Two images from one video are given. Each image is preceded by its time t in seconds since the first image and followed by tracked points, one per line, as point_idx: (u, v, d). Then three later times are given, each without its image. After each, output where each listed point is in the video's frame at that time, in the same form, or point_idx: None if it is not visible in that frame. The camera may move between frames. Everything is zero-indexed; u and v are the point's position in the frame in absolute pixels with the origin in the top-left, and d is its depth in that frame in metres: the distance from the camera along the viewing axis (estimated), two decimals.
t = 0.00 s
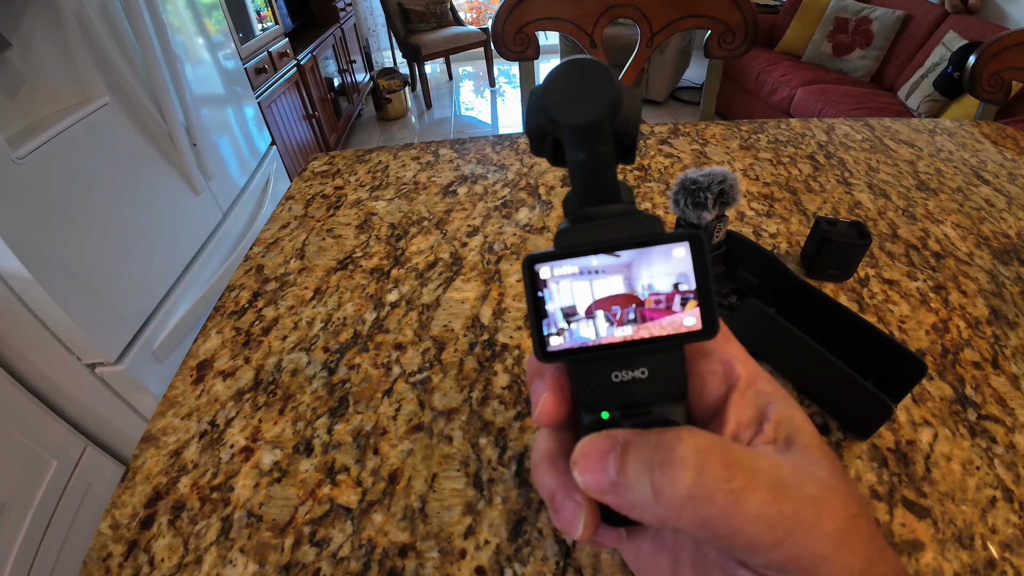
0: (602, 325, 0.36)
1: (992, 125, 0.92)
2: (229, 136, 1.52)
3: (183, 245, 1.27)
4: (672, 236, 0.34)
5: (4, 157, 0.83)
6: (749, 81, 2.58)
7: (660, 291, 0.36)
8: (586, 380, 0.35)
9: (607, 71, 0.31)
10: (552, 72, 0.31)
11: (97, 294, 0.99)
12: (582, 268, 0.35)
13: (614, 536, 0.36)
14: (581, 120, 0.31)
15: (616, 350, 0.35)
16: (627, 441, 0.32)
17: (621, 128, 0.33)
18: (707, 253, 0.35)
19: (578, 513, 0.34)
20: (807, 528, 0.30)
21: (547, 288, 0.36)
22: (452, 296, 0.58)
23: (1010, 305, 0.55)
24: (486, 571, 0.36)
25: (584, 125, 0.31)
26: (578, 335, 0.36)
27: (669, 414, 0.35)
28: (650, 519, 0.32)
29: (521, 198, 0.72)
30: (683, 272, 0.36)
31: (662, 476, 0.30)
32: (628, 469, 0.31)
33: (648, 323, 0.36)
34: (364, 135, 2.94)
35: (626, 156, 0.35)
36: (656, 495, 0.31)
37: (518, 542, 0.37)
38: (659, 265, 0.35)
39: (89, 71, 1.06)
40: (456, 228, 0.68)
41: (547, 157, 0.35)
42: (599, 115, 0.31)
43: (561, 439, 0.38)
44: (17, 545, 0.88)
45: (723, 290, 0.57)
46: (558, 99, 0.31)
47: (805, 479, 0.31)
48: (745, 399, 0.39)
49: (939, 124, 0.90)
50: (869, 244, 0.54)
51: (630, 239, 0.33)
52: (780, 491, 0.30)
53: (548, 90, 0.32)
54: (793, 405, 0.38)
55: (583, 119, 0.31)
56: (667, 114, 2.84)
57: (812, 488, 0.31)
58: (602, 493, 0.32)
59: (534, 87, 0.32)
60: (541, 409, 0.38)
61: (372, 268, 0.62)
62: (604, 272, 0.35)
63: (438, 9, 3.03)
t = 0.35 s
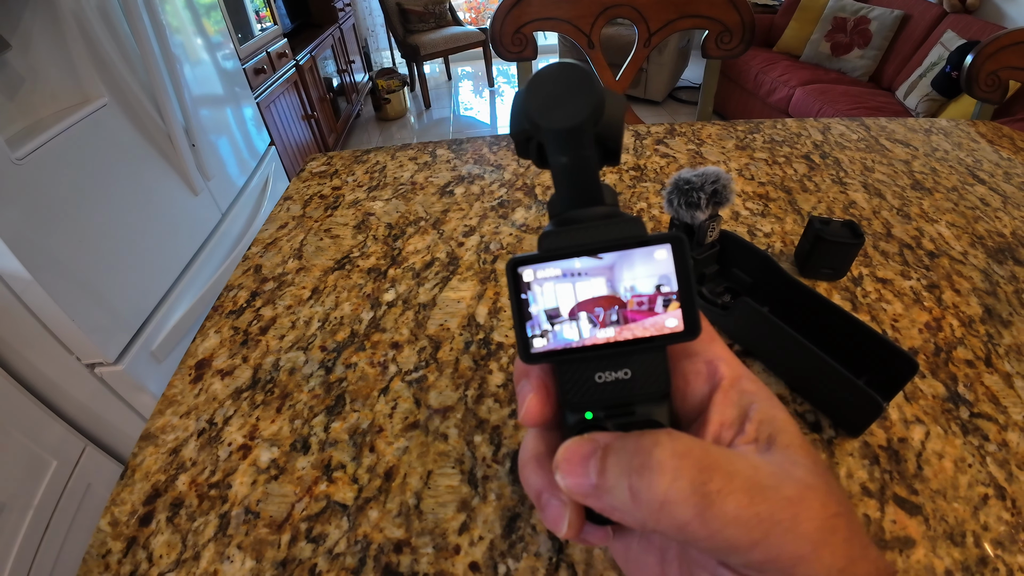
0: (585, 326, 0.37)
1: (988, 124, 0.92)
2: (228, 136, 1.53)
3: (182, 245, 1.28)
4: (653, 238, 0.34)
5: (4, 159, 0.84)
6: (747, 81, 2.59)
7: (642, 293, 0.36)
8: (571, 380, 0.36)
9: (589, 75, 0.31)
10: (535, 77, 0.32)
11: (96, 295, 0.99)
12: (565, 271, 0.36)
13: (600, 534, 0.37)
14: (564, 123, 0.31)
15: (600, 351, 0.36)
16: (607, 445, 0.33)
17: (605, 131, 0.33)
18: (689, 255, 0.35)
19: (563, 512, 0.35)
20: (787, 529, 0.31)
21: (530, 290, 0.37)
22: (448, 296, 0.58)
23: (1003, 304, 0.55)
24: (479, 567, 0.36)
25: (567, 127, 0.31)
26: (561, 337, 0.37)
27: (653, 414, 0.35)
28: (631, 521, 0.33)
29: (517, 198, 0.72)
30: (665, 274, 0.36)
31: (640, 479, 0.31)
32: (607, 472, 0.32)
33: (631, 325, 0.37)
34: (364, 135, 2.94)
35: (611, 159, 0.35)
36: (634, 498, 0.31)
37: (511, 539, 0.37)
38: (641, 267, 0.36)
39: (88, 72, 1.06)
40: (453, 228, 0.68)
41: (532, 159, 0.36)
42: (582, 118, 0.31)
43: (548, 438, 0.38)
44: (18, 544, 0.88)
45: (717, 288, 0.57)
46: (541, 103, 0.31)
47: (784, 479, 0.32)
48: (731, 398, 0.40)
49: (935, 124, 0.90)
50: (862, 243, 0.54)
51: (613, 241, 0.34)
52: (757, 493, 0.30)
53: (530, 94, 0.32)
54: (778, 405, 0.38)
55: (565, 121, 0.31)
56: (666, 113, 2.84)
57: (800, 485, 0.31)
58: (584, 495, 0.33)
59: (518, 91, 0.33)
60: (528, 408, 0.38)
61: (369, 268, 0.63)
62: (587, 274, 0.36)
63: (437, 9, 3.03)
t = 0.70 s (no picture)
0: (588, 326, 0.37)
1: (987, 124, 0.92)
2: (227, 137, 1.52)
3: (182, 246, 1.28)
4: (655, 239, 0.34)
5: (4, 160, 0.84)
6: (746, 81, 2.59)
7: (644, 293, 0.36)
8: (573, 381, 0.36)
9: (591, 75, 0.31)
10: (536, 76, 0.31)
11: (96, 295, 0.99)
12: (567, 271, 0.36)
13: (602, 533, 0.37)
14: (565, 125, 0.31)
15: (602, 351, 0.36)
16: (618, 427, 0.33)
17: (607, 132, 0.33)
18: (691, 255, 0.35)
19: (566, 511, 0.35)
20: (790, 519, 0.31)
21: (533, 290, 0.37)
22: (448, 296, 0.58)
23: (1003, 304, 0.55)
24: (480, 567, 0.36)
25: (568, 130, 0.31)
26: (564, 337, 0.37)
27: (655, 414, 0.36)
28: (635, 502, 0.33)
29: (517, 198, 0.72)
30: (667, 274, 0.36)
31: (646, 461, 0.31)
32: (615, 453, 0.32)
33: (634, 325, 0.37)
34: (363, 135, 2.94)
35: (612, 159, 0.35)
36: (643, 478, 0.31)
37: (512, 538, 0.37)
38: (644, 266, 0.36)
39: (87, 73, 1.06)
40: (453, 229, 0.68)
41: (533, 159, 0.36)
42: (583, 120, 0.31)
43: (549, 438, 0.39)
44: (18, 545, 0.88)
45: (716, 288, 0.57)
46: (542, 105, 0.31)
47: (783, 476, 0.32)
48: (733, 396, 0.40)
49: (934, 123, 0.90)
50: (862, 242, 0.54)
51: (613, 242, 0.34)
52: (764, 480, 0.31)
53: (531, 94, 0.32)
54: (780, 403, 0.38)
55: (565, 122, 0.31)
56: (665, 113, 2.84)
57: (799, 483, 0.31)
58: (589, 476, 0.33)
59: (519, 91, 0.32)
60: (529, 409, 0.38)
61: (369, 268, 0.63)
62: (589, 274, 0.36)
63: (436, 10, 3.03)
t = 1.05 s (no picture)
0: (586, 322, 0.37)
1: (987, 123, 0.92)
2: (226, 137, 1.52)
3: (181, 247, 1.27)
4: (653, 235, 0.34)
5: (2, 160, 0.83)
6: (746, 81, 2.59)
7: (642, 289, 0.36)
8: (571, 378, 0.36)
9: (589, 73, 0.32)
10: (535, 76, 0.32)
11: (95, 296, 0.99)
12: (565, 267, 0.36)
13: (601, 537, 0.35)
14: (564, 121, 0.31)
15: (599, 348, 0.36)
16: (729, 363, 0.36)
17: (604, 130, 0.33)
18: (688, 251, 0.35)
19: (563, 511, 0.34)
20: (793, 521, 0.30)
21: (530, 286, 0.36)
22: (447, 296, 0.58)
23: (1004, 303, 0.55)
24: (480, 569, 0.36)
25: (568, 126, 0.31)
26: (562, 333, 0.36)
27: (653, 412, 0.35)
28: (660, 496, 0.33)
29: (516, 198, 0.72)
30: (665, 270, 0.36)
31: (775, 379, 0.34)
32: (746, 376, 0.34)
33: (631, 321, 0.37)
34: (362, 135, 2.94)
35: (610, 158, 0.36)
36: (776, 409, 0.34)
37: (512, 540, 0.37)
38: (641, 263, 0.36)
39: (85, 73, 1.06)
40: (452, 229, 0.68)
41: (532, 159, 0.36)
42: (582, 116, 0.32)
43: (546, 438, 0.38)
44: (17, 547, 0.88)
45: (717, 288, 0.56)
46: (541, 102, 0.32)
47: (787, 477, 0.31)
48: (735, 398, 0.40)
49: (934, 123, 0.90)
50: (863, 242, 0.54)
51: (611, 238, 0.34)
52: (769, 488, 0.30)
53: (532, 93, 0.32)
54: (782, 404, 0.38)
55: (564, 120, 0.31)
56: (664, 114, 2.84)
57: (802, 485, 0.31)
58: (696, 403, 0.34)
59: (519, 90, 0.33)
60: (528, 407, 0.38)
61: (368, 268, 0.63)
62: (587, 270, 0.36)
63: (435, 10, 3.03)
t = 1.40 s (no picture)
0: (576, 319, 0.37)
1: (986, 123, 0.92)
2: (225, 138, 1.52)
3: (180, 248, 1.27)
4: (641, 232, 0.35)
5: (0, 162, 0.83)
6: (745, 81, 2.59)
7: (633, 285, 0.36)
8: (561, 376, 0.36)
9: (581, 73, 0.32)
10: (529, 75, 0.33)
11: (94, 297, 0.99)
12: (555, 263, 0.36)
13: (594, 541, 0.35)
14: (554, 119, 0.32)
15: (589, 345, 0.36)
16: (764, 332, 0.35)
17: (599, 129, 0.33)
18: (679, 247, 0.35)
19: (553, 510, 0.34)
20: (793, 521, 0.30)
21: (521, 283, 0.37)
22: (447, 297, 0.58)
23: (1004, 303, 0.55)
24: (479, 570, 0.36)
25: (558, 124, 0.32)
26: (552, 329, 0.37)
27: (645, 410, 0.35)
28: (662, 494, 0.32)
29: (516, 198, 0.72)
30: (655, 266, 0.36)
31: (809, 343, 0.32)
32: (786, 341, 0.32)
33: (622, 317, 0.36)
34: (361, 136, 2.94)
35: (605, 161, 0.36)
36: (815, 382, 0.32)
37: (512, 541, 0.37)
38: (632, 259, 0.36)
39: (84, 74, 1.05)
40: (451, 229, 0.68)
41: (526, 159, 0.37)
42: (573, 114, 0.32)
43: (538, 437, 0.38)
44: (16, 547, 0.88)
45: (717, 288, 0.56)
46: (533, 101, 0.32)
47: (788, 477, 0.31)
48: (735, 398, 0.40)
49: (933, 122, 0.90)
50: (862, 242, 0.54)
51: (601, 236, 0.34)
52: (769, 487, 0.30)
53: (525, 93, 0.33)
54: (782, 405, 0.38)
55: (556, 118, 0.32)
56: (663, 114, 2.85)
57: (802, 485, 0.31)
58: (733, 357, 0.33)
59: (513, 90, 0.34)
60: (520, 405, 0.38)
61: (367, 269, 0.62)
62: (577, 266, 0.36)
63: (435, 10, 3.03)
